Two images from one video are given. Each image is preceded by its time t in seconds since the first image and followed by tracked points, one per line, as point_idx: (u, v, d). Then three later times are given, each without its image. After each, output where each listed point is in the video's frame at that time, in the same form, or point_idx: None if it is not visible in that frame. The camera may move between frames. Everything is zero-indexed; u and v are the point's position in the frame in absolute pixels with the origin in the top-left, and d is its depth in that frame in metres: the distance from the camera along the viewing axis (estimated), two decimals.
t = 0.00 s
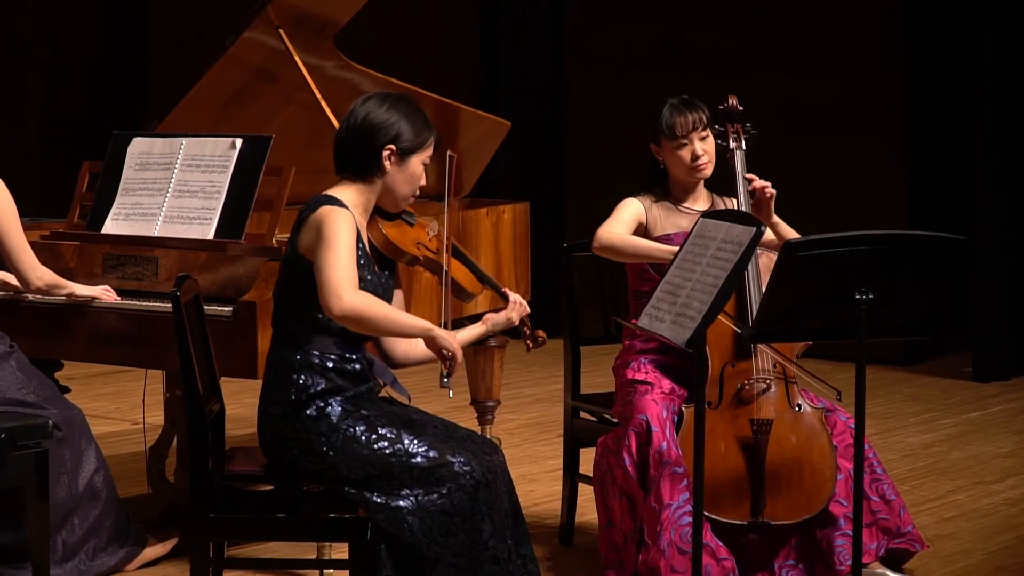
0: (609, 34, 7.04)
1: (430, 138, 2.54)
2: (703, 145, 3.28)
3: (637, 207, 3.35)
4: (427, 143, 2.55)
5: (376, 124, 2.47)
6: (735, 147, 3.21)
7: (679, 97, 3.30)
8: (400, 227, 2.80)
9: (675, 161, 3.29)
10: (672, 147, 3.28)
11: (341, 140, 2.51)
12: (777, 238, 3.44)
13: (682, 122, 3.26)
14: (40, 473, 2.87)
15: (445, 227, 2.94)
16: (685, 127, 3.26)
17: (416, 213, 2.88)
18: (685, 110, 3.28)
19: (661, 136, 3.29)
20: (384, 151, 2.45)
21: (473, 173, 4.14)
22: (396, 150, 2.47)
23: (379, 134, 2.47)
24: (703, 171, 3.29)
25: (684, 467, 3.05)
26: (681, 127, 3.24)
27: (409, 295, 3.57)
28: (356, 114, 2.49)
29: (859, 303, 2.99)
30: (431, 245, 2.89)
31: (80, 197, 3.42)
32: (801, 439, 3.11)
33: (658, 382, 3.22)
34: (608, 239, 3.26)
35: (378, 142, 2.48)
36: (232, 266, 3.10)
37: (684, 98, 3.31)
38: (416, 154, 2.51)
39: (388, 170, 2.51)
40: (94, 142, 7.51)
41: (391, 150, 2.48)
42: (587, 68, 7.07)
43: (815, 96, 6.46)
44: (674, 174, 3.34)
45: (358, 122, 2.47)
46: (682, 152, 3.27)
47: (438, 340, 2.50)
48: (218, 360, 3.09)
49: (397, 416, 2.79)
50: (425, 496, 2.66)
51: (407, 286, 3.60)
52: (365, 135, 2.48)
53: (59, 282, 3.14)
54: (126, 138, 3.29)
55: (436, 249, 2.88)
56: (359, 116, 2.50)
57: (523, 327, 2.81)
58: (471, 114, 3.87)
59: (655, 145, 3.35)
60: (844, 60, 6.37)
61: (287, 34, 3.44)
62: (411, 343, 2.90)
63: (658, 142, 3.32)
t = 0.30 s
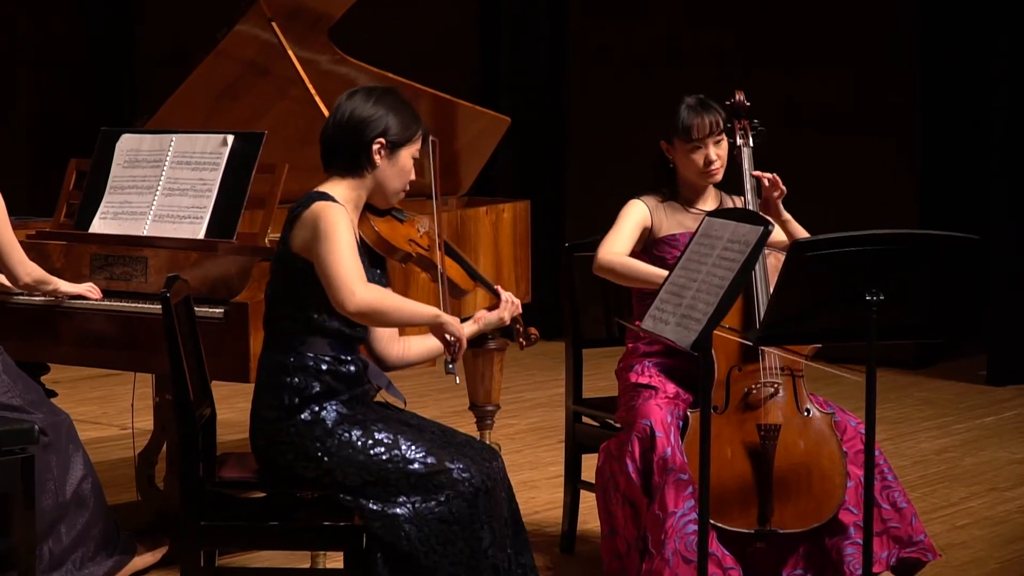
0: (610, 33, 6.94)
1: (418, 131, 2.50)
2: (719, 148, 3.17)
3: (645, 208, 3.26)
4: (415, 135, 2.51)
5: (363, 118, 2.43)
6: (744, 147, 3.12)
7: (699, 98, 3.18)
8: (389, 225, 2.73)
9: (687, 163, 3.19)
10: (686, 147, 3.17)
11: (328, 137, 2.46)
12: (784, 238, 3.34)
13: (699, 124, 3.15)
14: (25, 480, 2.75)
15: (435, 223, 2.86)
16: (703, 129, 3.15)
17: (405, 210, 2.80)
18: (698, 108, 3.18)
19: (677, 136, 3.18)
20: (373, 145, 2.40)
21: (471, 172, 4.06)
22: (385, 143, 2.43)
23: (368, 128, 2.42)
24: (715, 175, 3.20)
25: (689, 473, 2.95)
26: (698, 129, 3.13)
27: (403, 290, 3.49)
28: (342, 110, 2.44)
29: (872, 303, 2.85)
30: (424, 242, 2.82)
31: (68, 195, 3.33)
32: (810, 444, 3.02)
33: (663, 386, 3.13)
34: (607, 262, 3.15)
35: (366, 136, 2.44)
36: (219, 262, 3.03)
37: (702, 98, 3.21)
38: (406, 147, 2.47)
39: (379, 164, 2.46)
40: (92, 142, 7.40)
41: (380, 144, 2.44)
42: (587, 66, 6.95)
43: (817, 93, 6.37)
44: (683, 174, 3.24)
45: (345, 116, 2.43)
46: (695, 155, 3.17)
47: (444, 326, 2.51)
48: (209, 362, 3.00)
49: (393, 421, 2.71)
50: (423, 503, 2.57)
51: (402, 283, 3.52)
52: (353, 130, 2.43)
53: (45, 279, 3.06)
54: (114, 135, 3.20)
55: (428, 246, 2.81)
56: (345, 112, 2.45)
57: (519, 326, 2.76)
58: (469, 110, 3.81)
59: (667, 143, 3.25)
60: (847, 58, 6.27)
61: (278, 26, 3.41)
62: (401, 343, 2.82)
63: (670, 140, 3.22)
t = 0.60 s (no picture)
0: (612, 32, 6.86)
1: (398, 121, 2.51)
2: (733, 153, 3.06)
3: (650, 208, 3.16)
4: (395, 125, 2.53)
5: (344, 112, 2.43)
6: (754, 143, 3.04)
7: (719, 99, 3.04)
8: (374, 218, 2.88)
9: (702, 168, 3.07)
10: (703, 150, 3.05)
11: (309, 132, 2.46)
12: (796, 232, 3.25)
13: (718, 129, 3.02)
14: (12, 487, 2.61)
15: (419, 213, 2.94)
16: (722, 136, 3.02)
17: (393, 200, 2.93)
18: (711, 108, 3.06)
19: (694, 140, 3.05)
20: (358, 138, 2.41)
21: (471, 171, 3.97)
22: (369, 135, 2.44)
23: (349, 121, 2.43)
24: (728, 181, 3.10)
25: (695, 479, 2.87)
26: (717, 136, 3.01)
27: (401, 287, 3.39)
28: (323, 106, 2.45)
29: (881, 305, 2.75)
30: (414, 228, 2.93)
31: (54, 192, 3.26)
32: (820, 449, 2.93)
33: (668, 389, 3.04)
34: (611, 270, 3.05)
35: (348, 129, 2.45)
36: (212, 262, 2.95)
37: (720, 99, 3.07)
38: (390, 138, 2.48)
39: (362, 155, 2.47)
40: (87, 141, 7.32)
41: (363, 136, 2.45)
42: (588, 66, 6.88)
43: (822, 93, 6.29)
44: (696, 176, 3.12)
45: (326, 111, 2.43)
46: (710, 162, 3.05)
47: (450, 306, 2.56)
48: (201, 365, 2.92)
49: (392, 424, 2.63)
50: (421, 510, 2.49)
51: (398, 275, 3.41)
52: (334, 124, 2.44)
53: (30, 279, 2.98)
54: (103, 131, 3.11)
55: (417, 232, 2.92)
56: (324, 107, 2.45)
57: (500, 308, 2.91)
58: (469, 106, 3.74)
59: (680, 141, 3.11)
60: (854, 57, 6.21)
61: (272, 19, 3.36)
62: (389, 337, 2.71)
63: (684, 140, 3.09)
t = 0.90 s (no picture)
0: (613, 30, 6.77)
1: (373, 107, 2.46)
2: (751, 166, 2.93)
3: (656, 212, 3.04)
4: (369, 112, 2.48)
5: (320, 105, 2.37)
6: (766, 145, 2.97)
7: (739, 111, 2.88)
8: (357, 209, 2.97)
9: (717, 180, 2.94)
10: (719, 164, 2.90)
11: (283, 130, 2.40)
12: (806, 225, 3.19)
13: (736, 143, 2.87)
14: None
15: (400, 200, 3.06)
16: (740, 150, 2.88)
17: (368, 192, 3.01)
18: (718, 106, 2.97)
19: (710, 150, 2.90)
20: (338, 129, 2.37)
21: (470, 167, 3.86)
22: (348, 125, 2.39)
23: (324, 113, 2.38)
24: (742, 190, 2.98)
25: (701, 485, 2.78)
26: (735, 152, 2.86)
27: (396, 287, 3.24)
28: (297, 100, 2.38)
29: (892, 304, 2.67)
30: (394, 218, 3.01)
31: (39, 190, 3.18)
32: (830, 454, 2.84)
33: (673, 392, 2.96)
34: (627, 275, 2.93)
35: (325, 123, 2.39)
36: (202, 261, 2.85)
37: (739, 109, 2.91)
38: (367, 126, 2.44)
39: (341, 147, 2.42)
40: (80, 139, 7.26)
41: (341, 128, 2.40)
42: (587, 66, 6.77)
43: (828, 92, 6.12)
44: (708, 183, 2.99)
45: (300, 107, 2.37)
46: (726, 174, 2.92)
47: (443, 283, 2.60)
48: (192, 368, 2.84)
49: (388, 428, 2.55)
50: (419, 517, 2.41)
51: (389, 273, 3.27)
52: (310, 119, 2.38)
53: (13, 278, 2.91)
54: (91, 127, 3.03)
55: (398, 219, 3.02)
56: (297, 100, 2.39)
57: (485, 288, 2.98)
58: (468, 99, 3.66)
59: (693, 147, 2.97)
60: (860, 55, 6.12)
61: (266, 11, 3.29)
62: (377, 328, 2.63)
63: (699, 148, 2.94)
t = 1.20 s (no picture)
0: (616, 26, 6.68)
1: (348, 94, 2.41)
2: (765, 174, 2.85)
3: (663, 217, 2.94)
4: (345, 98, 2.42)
5: (297, 97, 2.31)
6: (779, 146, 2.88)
7: (756, 120, 2.78)
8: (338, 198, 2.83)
9: (729, 187, 2.86)
10: (732, 174, 2.82)
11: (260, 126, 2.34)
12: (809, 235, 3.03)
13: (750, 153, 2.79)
14: None
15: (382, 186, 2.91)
16: (754, 160, 2.79)
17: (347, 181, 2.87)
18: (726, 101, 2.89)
19: (723, 158, 2.82)
20: (318, 121, 2.31)
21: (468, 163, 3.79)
22: (327, 116, 2.33)
23: (301, 106, 2.32)
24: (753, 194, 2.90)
25: (707, 492, 2.69)
26: (750, 165, 2.78)
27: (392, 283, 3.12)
28: (273, 94, 2.32)
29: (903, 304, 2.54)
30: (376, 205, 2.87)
31: (25, 188, 3.13)
32: (841, 459, 2.74)
33: (677, 395, 2.87)
34: (647, 299, 2.83)
35: (303, 115, 2.33)
36: (193, 260, 2.76)
37: (756, 116, 2.81)
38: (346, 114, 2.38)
39: (321, 138, 2.36)
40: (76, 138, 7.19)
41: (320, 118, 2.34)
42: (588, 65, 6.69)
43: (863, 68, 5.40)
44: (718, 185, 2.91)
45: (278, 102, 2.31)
46: (738, 181, 2.84)
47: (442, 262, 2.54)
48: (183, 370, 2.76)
49: (384, 431, 2.46)
50: (416, 524, 2.33)
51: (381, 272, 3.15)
52: (287, 113, 2.32)
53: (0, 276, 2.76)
54: (79, 120, 2.96)
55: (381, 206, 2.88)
56: (273, 95, 2.33)
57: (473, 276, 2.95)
58: (467, 93, 3.57)
59: (706, 150, 2.87)
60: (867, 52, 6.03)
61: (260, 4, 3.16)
62: (369, 322, 2.53)
63: (711, 153, 2.85)
